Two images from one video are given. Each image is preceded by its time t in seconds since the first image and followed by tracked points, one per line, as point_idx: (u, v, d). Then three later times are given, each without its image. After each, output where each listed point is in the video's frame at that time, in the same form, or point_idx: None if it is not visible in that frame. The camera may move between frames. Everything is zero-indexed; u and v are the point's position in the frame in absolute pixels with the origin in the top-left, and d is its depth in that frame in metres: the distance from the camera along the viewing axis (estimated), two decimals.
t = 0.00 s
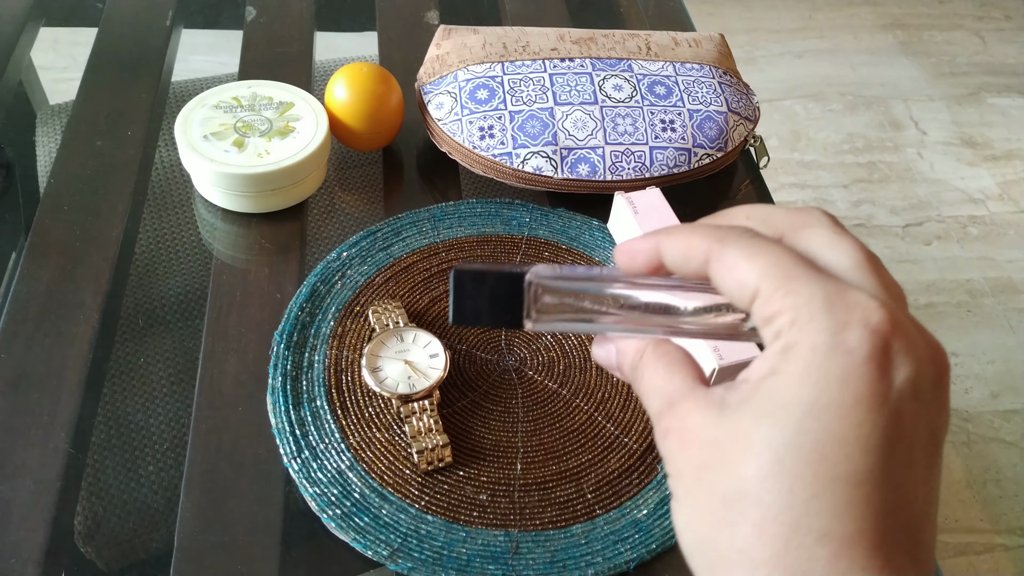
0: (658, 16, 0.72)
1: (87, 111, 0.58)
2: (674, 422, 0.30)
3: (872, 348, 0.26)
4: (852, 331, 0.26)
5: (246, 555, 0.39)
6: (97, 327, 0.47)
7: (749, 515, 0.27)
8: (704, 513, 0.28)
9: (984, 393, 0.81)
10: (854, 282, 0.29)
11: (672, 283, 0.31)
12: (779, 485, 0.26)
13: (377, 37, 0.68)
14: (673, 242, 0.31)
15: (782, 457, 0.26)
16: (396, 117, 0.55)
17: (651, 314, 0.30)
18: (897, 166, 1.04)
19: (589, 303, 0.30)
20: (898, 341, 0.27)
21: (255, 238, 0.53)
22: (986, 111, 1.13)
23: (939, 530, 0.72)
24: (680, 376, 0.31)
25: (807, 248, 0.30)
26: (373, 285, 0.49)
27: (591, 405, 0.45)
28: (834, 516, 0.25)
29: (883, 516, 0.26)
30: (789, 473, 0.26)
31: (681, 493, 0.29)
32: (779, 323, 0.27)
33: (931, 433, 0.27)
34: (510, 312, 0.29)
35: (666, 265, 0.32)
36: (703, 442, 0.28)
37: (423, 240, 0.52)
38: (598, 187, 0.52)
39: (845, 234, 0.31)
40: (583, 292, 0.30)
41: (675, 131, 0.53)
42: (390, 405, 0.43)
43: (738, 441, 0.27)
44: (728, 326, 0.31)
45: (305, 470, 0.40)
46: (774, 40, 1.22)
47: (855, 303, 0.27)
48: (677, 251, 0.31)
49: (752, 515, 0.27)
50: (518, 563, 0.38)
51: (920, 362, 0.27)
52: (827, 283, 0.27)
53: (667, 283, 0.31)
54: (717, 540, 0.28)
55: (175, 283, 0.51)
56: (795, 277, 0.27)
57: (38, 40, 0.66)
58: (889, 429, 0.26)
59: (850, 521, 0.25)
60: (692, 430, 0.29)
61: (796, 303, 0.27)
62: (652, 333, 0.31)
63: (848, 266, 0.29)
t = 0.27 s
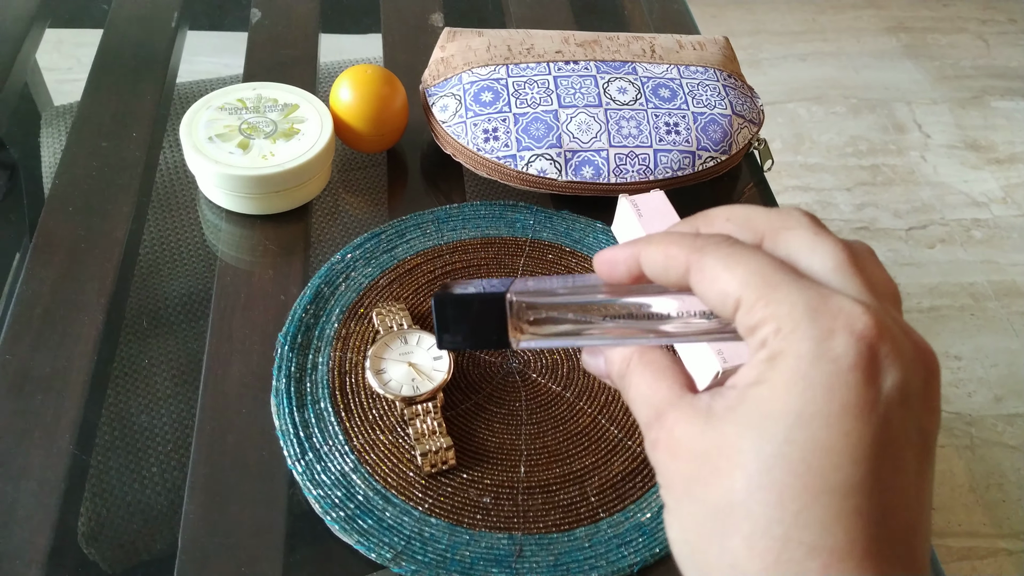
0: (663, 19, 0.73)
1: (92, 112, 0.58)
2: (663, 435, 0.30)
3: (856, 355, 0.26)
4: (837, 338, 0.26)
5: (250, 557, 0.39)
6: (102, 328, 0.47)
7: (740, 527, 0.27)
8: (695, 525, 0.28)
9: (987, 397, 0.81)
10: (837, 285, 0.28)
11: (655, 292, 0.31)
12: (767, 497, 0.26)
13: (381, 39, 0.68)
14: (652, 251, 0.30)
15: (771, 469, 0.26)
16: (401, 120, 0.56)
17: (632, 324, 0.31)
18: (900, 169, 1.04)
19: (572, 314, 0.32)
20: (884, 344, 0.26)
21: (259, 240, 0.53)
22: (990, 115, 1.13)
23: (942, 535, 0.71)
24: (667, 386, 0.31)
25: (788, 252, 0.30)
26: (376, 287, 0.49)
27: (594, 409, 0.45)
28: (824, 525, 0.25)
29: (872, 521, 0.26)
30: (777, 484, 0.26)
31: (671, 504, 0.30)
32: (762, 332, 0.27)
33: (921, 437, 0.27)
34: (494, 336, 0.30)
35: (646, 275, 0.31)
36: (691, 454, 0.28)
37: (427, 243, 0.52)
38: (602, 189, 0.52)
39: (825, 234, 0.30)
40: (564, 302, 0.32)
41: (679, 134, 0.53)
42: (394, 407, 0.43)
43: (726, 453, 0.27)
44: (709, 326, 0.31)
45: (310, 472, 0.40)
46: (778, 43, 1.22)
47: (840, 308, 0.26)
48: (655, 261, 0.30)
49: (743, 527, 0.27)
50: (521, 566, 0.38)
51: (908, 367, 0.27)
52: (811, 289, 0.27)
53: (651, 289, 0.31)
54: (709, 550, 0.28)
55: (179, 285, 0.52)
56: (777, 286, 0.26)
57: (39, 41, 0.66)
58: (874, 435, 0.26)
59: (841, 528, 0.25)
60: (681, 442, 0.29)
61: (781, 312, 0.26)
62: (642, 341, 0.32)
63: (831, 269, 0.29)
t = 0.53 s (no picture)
0: (670, 30, 0.73)
1: (104, 120, 0.58)
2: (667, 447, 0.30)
3: (863, 369, 0.26)
4: (839, 352, 0.26)
5: (256, 563, 0.39)
6: (111, 334, 0.48)
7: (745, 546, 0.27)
8: (700, 543, 0.28)
9: (994, 407, 0.81)
10: (837, 298, 0.29)
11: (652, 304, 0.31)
12: (772, 510, 0.26)
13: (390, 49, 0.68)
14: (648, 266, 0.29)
15: (775, 485, 0.26)
16: (410, 129, 0.56)
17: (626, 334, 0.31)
18: (907, 179, 1.04)
19: (566, 325, 0.31)
20: (886, 358, 0.26)
21: (268, 247, 0.54)
22: (998, 126, 1.13)
23: (948, 546, 0.71)
24: (667, 399, 0.31)
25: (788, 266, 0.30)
26: (384, 295, 0.49)
27: (600, 417, 0.45)
28: (828, 539, 0.25)
29: (877, 536, 0.25)
30: (782, 497, 0.26)
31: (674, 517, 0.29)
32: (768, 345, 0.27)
33: (925, 453, 0.27)
34: (486, 342, 0.29)
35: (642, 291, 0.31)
36: (695, 470, 0.28)
37: (435, 251, 0.52)
38: (609, 199, 0.52)
39: (823, 247, 0.30)
40: (560, 312, 0.31)
41: (686, 144, 0.53)
42: (400, 415, 0.43)
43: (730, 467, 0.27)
44: (706, 340, 0.30)
45: (316, 479, 0.40)
46: (785, 53, 1.22)
47: (841, 322, 0.27)
48: (652, 278, 0.30)
49: (747, 541, 0.27)
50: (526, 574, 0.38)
51: (911, 384, 0.27)
52: (812, 303, 0.27)
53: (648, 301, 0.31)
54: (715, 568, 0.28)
55: (187, 292, 0.52)
56: (778, 300, 0.26)
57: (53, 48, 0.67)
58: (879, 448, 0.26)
59: (845, 542, 0.25)
60: (685, 455, 0.29)
61: (789, 324, 0.26)
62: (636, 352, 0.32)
63: (830, 282, 0.29)
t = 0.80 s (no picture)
0: (673, 29, 0.73)
1: (107, 121, 0.58)
2: (733, 397, 0.30)
3: (904, 339, 0.31)
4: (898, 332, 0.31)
5: (260, 564, 0.39)
6: (113, 335, 0.47)
7: (827, 498, 0.28)
8: (773, 499, 0.29)
9: (999, 408, 0.80)
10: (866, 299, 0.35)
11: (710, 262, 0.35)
12: (841, 460, 0.28)
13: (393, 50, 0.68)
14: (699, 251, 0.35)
15: (849, 439, 0.28)
16: (412, 129, 0.56)
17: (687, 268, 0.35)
18: (912, 179, 1.04)
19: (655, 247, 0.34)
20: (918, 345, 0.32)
21: (271, 248, 0.54)
22: (1002, 125, 1.12)
23: (954, 546, 0.71)
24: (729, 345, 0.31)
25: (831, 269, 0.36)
26: (387, 295, 0.49)
27: (604, 417, 0.45)
28: (885, 488, 0.28)
29: (917, 493, 0.29)
30: (855, 448, 0.28)
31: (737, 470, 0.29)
32: (832, 318, 0.32)
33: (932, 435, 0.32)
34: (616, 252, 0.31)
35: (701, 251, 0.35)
36: (773, 425, 0.29)
37: (437, 252, 0.52)
38: (612, 199, 0.52)
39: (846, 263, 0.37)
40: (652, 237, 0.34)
41: (689, 144, 0.53)
42: (403, 415, 0.43)
43: (812, 421, 0.29)
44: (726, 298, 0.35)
45: (319, 480, 0.40)
46: (788, 52, 1.22)
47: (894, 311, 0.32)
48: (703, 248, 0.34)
49: (819, 491, 0.28)
50: None
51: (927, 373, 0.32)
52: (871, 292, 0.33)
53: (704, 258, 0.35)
54: (780, 524, 0.29)
55: (190, 292, 0.52)
56: (854, 282, 0.33)
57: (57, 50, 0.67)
58: (918, 414, 0.30)
59: (893, 502, 0.28)
60: (760, 410, 0.30)
61: (844, 302, 0.32)
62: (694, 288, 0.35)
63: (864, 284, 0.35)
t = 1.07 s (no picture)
0: (672, 27, 0.73)
1: (105, 119, 0.58)
2: (758, 386, 0.30)
3: (919, 338, 0.31)
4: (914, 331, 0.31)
5: (259, 563, 0.39)
6: (113, 334, 0.47)
7: (849, 488, 0.28)
8: (796, 490, 0.29)
9: (999, 405, 0.80)
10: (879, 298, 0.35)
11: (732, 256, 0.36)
12: (861, 450, 0.29)
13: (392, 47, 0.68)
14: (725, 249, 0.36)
15: (870, 431, 0.29)
16: (411, 127, 0.56)
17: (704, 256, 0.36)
18: (911, 176, 1.04)
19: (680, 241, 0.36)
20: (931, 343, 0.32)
21: (270, 246, 0.54)
22: (1002, 122, 1.12)
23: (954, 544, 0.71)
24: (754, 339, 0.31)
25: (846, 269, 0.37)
26: (386, 294, 0.49)
27: (603, 415, 0.45)
28: (904, 480, 0.28)
29: (933, 487, 0.29)
30: (875, 441, 0.29)
31: (759, 459, 0.29)
32: (851, 317, 0.32)
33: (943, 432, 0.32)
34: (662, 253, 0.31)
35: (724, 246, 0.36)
36: (800, 415, 0.29)
37: (436, 250, 0.52)
38: (611, 197, 0.52)
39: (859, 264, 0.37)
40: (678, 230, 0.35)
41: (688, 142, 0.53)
42: (403, 414, 0.43)
43: (834, 413, 0.29)
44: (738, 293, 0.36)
45: (318, 478, 0.40)
46: (787, 50, 1.22)
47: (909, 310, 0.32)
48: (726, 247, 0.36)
49: (841, 480, 0.28)
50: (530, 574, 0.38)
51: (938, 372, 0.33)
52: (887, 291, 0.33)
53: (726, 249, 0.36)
54: (802, 514, 0.29)
55: (189, 290, 0.52)
56: (870, 282, 0.34)
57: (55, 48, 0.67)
58: (934, 412, 0.30)
59: (912, 494, 0.28)
60: (784, 400, 0.30)
61: (866, 301, 0.32)
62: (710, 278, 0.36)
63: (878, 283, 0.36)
